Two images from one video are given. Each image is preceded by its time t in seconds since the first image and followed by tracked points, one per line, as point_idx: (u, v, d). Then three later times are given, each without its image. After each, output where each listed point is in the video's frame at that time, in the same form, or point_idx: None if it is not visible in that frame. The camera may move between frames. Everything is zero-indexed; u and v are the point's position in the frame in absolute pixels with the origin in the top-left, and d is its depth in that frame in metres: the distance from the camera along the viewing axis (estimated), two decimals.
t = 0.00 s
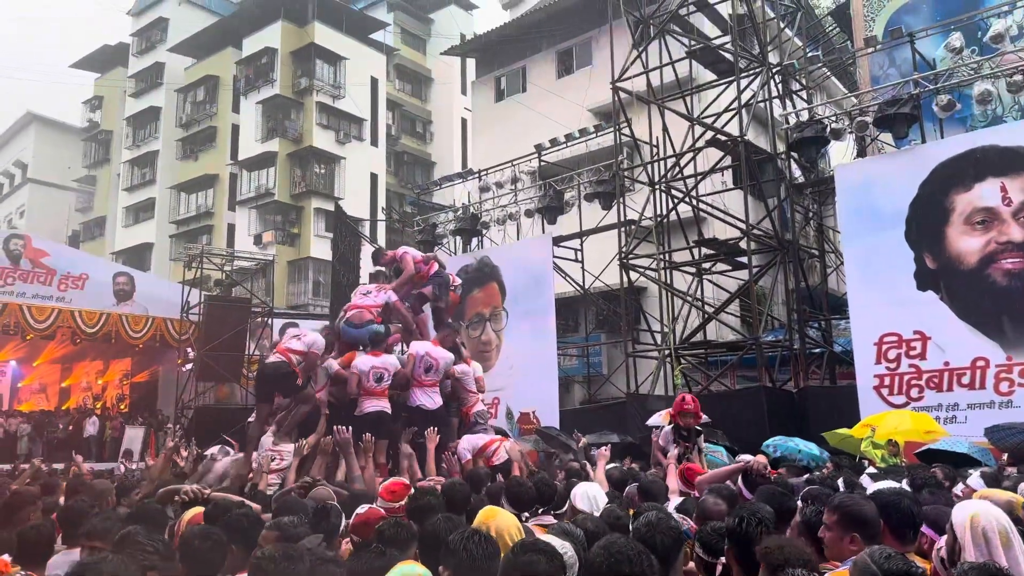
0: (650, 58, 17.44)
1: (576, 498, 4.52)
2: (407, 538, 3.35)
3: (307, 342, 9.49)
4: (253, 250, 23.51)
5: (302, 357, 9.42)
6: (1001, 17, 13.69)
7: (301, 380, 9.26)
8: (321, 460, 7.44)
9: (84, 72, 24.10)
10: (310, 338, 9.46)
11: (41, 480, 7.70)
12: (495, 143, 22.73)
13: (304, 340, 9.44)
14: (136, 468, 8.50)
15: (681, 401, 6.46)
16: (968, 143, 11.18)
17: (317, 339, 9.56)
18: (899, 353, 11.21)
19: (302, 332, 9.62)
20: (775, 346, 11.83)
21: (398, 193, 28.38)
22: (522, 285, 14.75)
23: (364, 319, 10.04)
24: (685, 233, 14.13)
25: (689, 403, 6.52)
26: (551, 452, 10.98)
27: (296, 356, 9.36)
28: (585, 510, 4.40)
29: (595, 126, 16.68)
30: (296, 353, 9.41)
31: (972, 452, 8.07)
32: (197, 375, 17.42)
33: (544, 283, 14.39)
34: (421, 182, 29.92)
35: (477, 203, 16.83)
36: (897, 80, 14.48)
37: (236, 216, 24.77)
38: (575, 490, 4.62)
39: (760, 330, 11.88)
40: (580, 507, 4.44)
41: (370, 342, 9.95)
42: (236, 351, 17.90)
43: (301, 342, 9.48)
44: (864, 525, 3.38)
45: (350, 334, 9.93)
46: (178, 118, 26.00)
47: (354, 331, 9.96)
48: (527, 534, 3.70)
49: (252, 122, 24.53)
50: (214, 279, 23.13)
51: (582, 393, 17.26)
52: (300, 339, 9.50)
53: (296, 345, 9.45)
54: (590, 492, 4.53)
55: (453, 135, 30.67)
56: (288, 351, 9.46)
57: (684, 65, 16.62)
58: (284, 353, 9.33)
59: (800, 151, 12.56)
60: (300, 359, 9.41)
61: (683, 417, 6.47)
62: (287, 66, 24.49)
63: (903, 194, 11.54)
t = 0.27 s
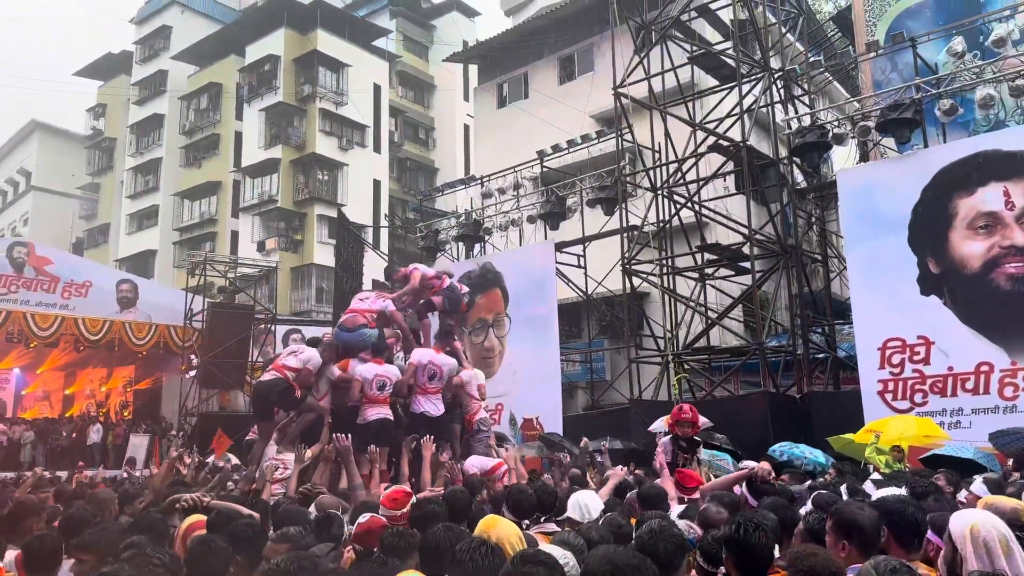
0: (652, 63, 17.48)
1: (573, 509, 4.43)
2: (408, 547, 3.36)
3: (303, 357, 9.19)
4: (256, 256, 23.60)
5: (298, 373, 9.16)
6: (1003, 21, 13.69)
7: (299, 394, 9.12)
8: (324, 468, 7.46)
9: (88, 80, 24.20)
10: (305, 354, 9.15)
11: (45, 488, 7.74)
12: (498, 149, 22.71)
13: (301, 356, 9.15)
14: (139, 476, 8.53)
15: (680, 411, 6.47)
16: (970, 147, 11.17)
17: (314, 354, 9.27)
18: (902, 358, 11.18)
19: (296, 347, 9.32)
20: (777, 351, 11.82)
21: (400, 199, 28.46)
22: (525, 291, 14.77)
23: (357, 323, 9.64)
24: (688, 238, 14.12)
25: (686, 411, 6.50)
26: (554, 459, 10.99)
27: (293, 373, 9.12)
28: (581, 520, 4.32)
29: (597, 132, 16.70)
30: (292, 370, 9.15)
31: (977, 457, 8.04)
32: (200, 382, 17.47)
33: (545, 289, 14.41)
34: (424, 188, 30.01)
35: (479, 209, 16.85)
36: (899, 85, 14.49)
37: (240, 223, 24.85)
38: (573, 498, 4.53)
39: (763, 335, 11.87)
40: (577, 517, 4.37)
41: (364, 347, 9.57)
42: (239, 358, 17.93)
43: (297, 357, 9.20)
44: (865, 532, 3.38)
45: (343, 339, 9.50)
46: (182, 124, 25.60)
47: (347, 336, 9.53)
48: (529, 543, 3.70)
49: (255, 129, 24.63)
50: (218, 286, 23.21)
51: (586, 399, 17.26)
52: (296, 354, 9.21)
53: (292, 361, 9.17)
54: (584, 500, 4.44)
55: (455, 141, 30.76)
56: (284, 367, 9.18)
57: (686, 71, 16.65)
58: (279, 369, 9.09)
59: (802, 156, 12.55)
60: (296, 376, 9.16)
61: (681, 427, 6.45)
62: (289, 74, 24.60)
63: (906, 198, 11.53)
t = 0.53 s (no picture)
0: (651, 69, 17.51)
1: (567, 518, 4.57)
2: (408, 554, 3.36)
3: (298, 368, 9.09)
4: (256, 263, 23.64)
5: (291, 383, 9.04)
6: (1002, 26, 13.71)
7: (286, 400, 8.95)
8: (324, 475, 7.45)
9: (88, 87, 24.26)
10: (302, 366, 9.08)
11: (43, 495, 7.72)
12: (498, 155, 22.76)
13: (294, 366, 9.06)
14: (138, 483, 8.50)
15: (667, 426, 6.35)
16: (970, 152, 11.16)
17: (308, 365, 9.16)
18: (903, 363, 11.17)
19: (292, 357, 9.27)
20: (778, 357, 11.79)
21: (400, 206, 28.50)
22: (526, 297, 14.76)
23: (352, 320, 9.76)
24: (688, 244, 14.10)
25: (674, 425, 6.42)
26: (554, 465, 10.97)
27: (285, 381, 9.00)
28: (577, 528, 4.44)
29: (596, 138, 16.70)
30: (285, 378, 9.02)
31: (978, 463, 8.02)
32: (200, 389, 17.43)
33: (546, 295, 14.40)
34: (424, 194, 30.03)
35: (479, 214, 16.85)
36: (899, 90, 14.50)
37: (240, 229, 24.88)
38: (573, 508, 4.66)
39: (764, 341, 11.84)
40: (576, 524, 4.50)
41: (358, 344, 9.66)
42: (239, 364, 17.89)
43: (291, 367, 9.12)
44: (869, 539, 3.35)
45: (338, 335, 9.59)
46: (182, 131, 26.28)
47: (341, 332, 9.64)
48: (529, 551, 3.70)
49: (256, 136, 24.68)
50: (218, 292, 23.20)
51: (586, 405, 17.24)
52: (291, 364, 9.11)
53: (286, 370, 9.09)
54: (578, 507, 4.59)
55: (455, 147, 30.82)
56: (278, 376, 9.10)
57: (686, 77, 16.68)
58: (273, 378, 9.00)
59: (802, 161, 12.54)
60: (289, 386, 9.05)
61: (669, 442, 6.29)
62: (289, 80, 24.67)
63: (906, 204, 11.53)
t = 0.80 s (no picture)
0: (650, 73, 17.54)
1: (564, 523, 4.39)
2: (404, 560, 3.35)
3: (293, 384, 9.04)
4: (254, 267, 23.65)
5: (284, 396, 9.04)
6: (999, 30, 13.75)
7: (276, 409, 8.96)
8: (321, 479, 7.46)
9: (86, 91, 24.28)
10: (295, 382, 9.01)
11: (40, 499, 7.72)
12: (496, 159, 22.75)
13: (287, 381, 9.03)
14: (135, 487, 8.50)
15: (649, 441, 6.22)
16: (968, 156, 11.19)
17: (303, 383, 9.10)
18: (901, 367, 11.18)
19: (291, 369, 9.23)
20: (776, 360, 11.80)
21: (399, 210, 28.53)
22: (524, 301, 14.76)
23: (350, 315, 9.72)
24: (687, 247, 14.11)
25: (651, 441, 6.27)
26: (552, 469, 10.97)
27: (277, 393, 9.02)
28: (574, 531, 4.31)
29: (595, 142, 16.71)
30: (278, 391, 9.05)
31: (977, 466, 8.02)
32: (197, 393, 17.42)
33: (545, 299, 14.41)
34: (422, 198, 30.06)
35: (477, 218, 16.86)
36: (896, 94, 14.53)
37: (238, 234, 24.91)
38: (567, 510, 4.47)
39: (762, 344, 11.85)
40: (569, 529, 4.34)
41: (352, 339, 9.61)
42: (237, 369, 17.89)
43: (286, 380, 9.09)
44: (870, 542, 3.34)
45: (333, 329, 9.55)
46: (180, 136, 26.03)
47: (337, 325, 9.60)
48: (527, 554, 3.68)
49: (254, 140, 24.68)
50: (216, 297, 23.21)
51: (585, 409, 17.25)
52: (286, 378, 9.09)
53: (281, 382, 9.08)
54: (575, 511, 4.40)
55: (454, 151, 30.86)
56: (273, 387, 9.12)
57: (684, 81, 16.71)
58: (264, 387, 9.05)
59: (799, 164, 12.56)
60: (281, 398, 9.06)
61: (648, 459, 6.19)
62: (288, 84, 24.69)
63: (903, 208, 11.55)
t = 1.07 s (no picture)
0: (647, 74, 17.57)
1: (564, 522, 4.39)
2: (398, 562, 3.36)
3: (286, 390, 9.10)
4: (252, 266, 23.65)
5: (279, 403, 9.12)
6: (996, 32, 13.79)
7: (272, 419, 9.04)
8: (318, 479, 7.47)
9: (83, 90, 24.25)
10: (287, 388, 9.05)
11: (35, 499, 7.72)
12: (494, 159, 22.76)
13: (282, 387, 9.09)
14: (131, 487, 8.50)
15: (634, 445, 6.27)
16: (965, 157, 11.22)
17: (297, 386, 9.16)
18: (898, 368, 11.20)
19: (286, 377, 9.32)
20: (773, 361, 11.82)
21: (397, 210, 28.55)
22: (521, 301, 14.77)
23: (348, 306, 10.22)
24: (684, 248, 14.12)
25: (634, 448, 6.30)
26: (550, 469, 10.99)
27: (273, 400, 9.10)
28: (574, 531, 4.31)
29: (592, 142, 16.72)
30: (274, 398, 9.13)
31: (973, 467, 8.04)
32: (195, 393, 17.40)
33: (542, 299, 14.41)
34: (420, 198, 30.08)
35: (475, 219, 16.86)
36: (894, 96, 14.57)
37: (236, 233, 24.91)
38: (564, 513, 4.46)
39: (759, 345, 11.86)
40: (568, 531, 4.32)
41: (348, 330, 10.14)
42: (234, 368, 17.88)
43: (281, 388, 9.16)
44: (869, 544, 3.35)
45: (330, 319, 10.09)
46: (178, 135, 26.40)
47: (335, 316, 10.13)
48: (522, 556, 3.69)
49: (252, 140, 24.66)
50: (213, 296, 23.21)
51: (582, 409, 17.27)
52: (282, 385, 9.17)
53: (277, 390, 9.16)
54: (574, 512, 4.41)
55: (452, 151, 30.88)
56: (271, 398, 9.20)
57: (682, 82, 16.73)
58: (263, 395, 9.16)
59: (797, 166, 12.57)
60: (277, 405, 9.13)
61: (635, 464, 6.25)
62: (286, 84, 24.69)
63: (900, 209, 11.56)
